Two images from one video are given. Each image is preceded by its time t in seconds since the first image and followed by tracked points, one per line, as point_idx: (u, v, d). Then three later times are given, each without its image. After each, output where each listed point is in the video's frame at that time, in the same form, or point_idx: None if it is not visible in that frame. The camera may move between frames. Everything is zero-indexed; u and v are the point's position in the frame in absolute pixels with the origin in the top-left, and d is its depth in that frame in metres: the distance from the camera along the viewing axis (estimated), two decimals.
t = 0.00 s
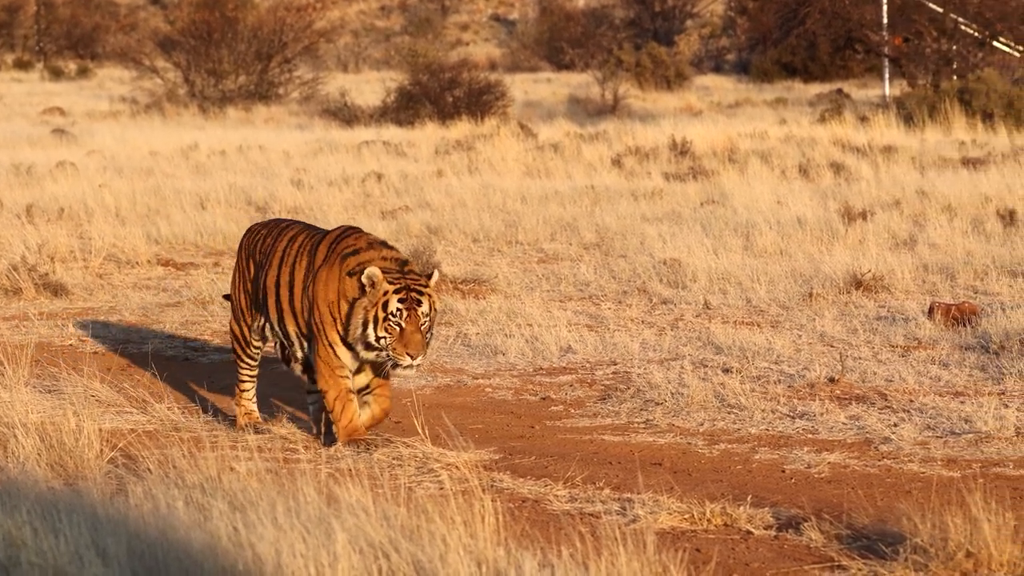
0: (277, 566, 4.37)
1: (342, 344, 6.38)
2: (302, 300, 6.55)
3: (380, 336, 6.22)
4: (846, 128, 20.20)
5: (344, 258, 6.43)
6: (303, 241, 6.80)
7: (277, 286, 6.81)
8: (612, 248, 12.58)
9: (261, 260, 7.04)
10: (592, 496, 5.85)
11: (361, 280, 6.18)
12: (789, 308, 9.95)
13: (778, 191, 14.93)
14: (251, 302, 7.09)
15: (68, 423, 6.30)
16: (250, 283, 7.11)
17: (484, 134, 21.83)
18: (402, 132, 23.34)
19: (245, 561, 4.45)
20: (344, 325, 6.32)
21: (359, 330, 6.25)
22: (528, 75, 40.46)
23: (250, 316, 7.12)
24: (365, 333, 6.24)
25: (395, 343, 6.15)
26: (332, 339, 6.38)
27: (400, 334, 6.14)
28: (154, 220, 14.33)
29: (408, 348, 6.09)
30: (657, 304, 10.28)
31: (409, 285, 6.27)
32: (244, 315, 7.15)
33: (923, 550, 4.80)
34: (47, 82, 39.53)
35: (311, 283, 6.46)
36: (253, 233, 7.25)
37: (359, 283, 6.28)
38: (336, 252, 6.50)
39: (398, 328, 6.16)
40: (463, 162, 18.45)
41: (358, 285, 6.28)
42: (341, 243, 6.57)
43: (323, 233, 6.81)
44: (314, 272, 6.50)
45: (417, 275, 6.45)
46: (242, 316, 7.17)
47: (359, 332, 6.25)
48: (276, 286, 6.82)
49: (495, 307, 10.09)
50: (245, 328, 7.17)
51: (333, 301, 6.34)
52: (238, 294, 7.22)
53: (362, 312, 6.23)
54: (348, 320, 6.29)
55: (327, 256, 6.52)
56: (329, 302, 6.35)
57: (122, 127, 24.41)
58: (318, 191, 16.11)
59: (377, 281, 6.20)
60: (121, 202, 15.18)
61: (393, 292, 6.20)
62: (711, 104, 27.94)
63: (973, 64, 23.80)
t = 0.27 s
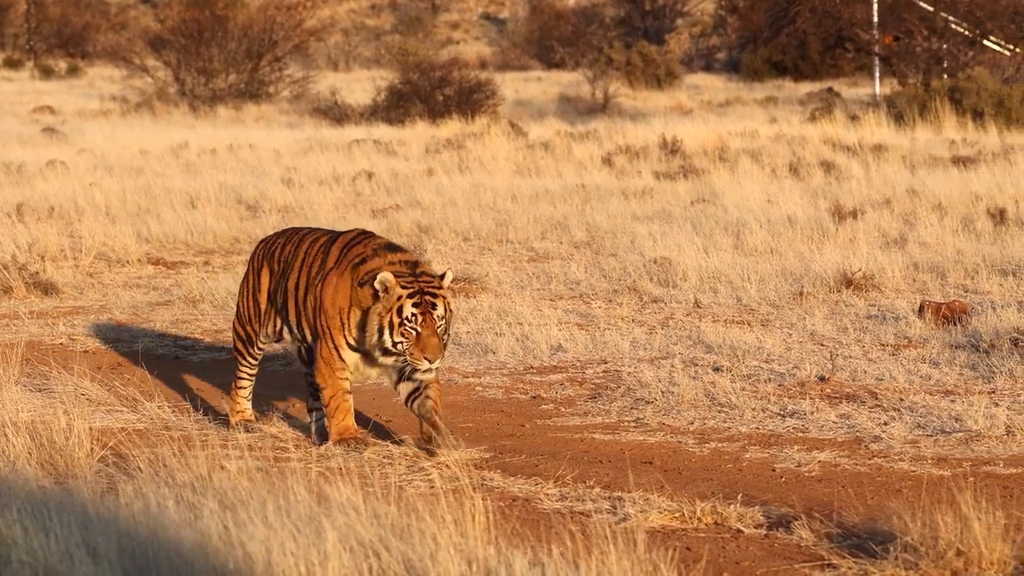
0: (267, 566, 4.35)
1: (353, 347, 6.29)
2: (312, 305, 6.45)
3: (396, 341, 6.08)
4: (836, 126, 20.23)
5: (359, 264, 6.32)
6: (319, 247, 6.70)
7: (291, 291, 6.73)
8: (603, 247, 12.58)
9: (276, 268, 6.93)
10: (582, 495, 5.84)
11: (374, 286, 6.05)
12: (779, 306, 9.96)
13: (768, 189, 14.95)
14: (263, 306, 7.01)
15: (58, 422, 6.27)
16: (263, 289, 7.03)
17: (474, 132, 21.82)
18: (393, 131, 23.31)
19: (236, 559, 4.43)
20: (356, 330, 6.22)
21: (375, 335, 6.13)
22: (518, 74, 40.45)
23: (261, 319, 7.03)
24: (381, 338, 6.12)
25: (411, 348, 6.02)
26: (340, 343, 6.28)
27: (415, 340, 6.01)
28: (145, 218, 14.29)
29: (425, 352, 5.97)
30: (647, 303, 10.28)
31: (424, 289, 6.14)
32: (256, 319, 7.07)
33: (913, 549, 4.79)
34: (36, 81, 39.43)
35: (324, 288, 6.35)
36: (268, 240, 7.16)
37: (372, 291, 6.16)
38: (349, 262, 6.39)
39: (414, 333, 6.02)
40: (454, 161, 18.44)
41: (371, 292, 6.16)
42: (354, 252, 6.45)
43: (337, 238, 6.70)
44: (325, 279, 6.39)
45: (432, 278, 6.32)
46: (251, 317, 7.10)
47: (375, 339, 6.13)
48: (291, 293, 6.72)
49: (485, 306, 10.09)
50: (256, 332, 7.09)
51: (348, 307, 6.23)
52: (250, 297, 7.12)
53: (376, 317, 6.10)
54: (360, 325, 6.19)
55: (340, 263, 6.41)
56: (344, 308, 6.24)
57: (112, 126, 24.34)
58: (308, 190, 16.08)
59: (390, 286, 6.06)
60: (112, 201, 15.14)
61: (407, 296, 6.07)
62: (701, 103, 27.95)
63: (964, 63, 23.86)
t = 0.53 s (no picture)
0: (258, 564, 4.33)
1: (371, 358, 6.11)
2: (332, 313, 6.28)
3: (421, 354, 5.88)
4: (826, 125, 20.25)
5: (379, 277, 6.14)
6: (345, 252, 6.52)
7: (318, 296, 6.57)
8: (593, 245, 12.58)
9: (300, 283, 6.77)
10: (573, 493, 5.83)
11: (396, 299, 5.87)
12: (769, 305, 9.96)
13: (758, 188, 14.95)
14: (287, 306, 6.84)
15: (48, 421, 6.25)
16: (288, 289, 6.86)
17: (464, 131, 21.80)
18: (383, 129, 23.29)
19: (226, 558, 4.42)
20: (377, 344, 6.04)
21: (399, 350, 5.93)
22: (508, 72, 40.43)
23: (283, 318, 6.87)
24: (405, 353, 5.92)
25: (437, 362, 5.83)
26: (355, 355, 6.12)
27: (440, 353, 5.82)
28: (135, 217, 14.24)
29: (451, 365, 5.78)
30: (638, 301, 10.28)
31: (446, 300, 5.96)
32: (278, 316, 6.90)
33: (903, 547, 4.79)
34: (26, 79, 39.31)
35: (345, 305, 6.17)
36: (296, 235, 6.97)
37: (396, 305, 5.97)
38: (370, 275, 6.18)
39: (439, 346, 5.84)
40: (444, 159, 18.42)
41: (394, 305, 5.97)
42: (375, 262, 6.25)
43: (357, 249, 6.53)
44: (347, 290, 6.21)
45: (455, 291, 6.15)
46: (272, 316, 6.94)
47: (398, 352, 5.93)
48: (319, 298, 6.56)
49: (476, 305, 10.08)
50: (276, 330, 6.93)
51: (370, 321, 6.04)
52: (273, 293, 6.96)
53: (399, 331, 5.91)
54: (382, 339, 6.00)
55: (362, 273, 6.22)
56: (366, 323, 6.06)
57: (101, 124, 24.28)
58: (298, 188, 16.05)
59: (413, 300, 5.88)
60: (101, 200, 15.09)
61: (430, 309, 5.89)
62: (691, 101, 27.96)
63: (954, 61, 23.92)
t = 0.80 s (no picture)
0: (248, 563, 4.32)
1: (399, 356, 6.05)
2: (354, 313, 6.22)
3: (442, 343, 5.87)
4: (816, 123, 20.27)
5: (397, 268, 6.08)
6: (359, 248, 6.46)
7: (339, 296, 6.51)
8: (582, 243, 12.58)
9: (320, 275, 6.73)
10: (562, 491, 5.82)
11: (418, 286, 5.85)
12: (759, 302, 9.96)
13: (748, 186, 14.96)
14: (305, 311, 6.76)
15: (37, 419, 6.22)
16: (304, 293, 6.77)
17: (453, 129, 21.79)
18: (372, 127, 23.26)
19: (216, 555, 4.40)
20: (399, 336, 5.99)
21: (418, 339, 5.91)
22: (497, 71, 40.39)
23: (305, 323, 6.75)
24: (425, 342, 5.90)
25: (458, 352, 5.81)
26: (384, 353, 6.04)
27: (461, 343, 5.80)
28: (124, 215, 14.20)
29: (472, 355, 5.74)
30: (627, 299, 10.27)
31: (468, 289, 5.94)
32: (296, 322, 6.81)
33: (893, 545, 4.80)
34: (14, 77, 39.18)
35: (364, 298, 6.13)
36: (307, 237, 6.89)
37: (414, 293, 5.95)
38: (385, 264, 6.14)
39: (460, 335, 5.82)
40: (433, 158, 18.41)
41: (413, 294, 5.94)
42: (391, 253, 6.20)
43: (377, 242, 6.48)
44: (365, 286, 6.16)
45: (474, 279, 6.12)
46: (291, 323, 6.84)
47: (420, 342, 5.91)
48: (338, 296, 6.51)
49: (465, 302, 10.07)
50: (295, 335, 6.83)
51: (389, 311, 5.99)
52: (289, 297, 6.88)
53: (420, 320, 5.89)
54: (403, 332, 5.96)
55: (377, 266, 6.17)
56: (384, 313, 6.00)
57: (91, 122, 24.21)
58: (288, 186, 16.02)
59: (433, 288, 5.86)
60: (90, 198, 15.04)
61: (452, 298, 5.87)
62: (680, 100, 27.96)
63: (943, 59, 23.96)
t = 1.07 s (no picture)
0: (238, 561, 4.30)
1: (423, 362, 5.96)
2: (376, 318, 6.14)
3: (457, 351, 5.78)
4: (807, 121, 20.29)
5: (416, 271, 6.00)
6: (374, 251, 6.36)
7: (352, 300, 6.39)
8: (573, 241, 12.57)
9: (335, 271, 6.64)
10: (552, 489, 5.82)
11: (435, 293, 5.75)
12: (749, 301, 9.97)
13: (738, 184, 14.96)
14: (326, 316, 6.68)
15: (27, 417, 6.20)
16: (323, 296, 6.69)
17: (444, 127, 21.77)
18: (363, 125, 23.24)
19: (206, 554, 4.38)
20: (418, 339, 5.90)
21: (434, 346, 5.82)
22: (488, 69, 40.38)
23: (329, 329, 6.67)
24: (440, 349, 5.81)
25: (474, 360, 5.72)
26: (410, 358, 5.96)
27: (478, 351, 5.71)
28: (115, 213, 14.17)
29: (487, 364, 5.66)
30: (618, 298, 10.28)
31: (486, 296, 5.83)
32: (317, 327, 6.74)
33: (883, 544, 4.79)
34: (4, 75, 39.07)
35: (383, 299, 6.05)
36: (325, 240, 6.80)
37: (431, 298, 5.86)
38: (403, 266, 6.05)
39: (476, 343, 5.72)
40: (424, 156, 18.39)
41: (430, 299, 5.85)
42: (408, 257, 6.09)
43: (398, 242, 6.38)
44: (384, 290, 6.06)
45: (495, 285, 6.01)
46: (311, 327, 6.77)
47: (435, 349, 5.82)
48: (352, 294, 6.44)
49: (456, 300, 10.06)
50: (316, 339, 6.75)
51: (407, 315, 5.92)
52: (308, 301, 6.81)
53: (436, 327, 5.80)
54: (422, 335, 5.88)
55: (395, 270, 6.08)
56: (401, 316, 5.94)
57: (81, 121, 24.15)
58: (278, 185, 16.00)
59: (451, 294, 5.76)
60: (81, 196, 15.00)
61: (469, 305, 5.77)
62: (671, 98, 27.97)
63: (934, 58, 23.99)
